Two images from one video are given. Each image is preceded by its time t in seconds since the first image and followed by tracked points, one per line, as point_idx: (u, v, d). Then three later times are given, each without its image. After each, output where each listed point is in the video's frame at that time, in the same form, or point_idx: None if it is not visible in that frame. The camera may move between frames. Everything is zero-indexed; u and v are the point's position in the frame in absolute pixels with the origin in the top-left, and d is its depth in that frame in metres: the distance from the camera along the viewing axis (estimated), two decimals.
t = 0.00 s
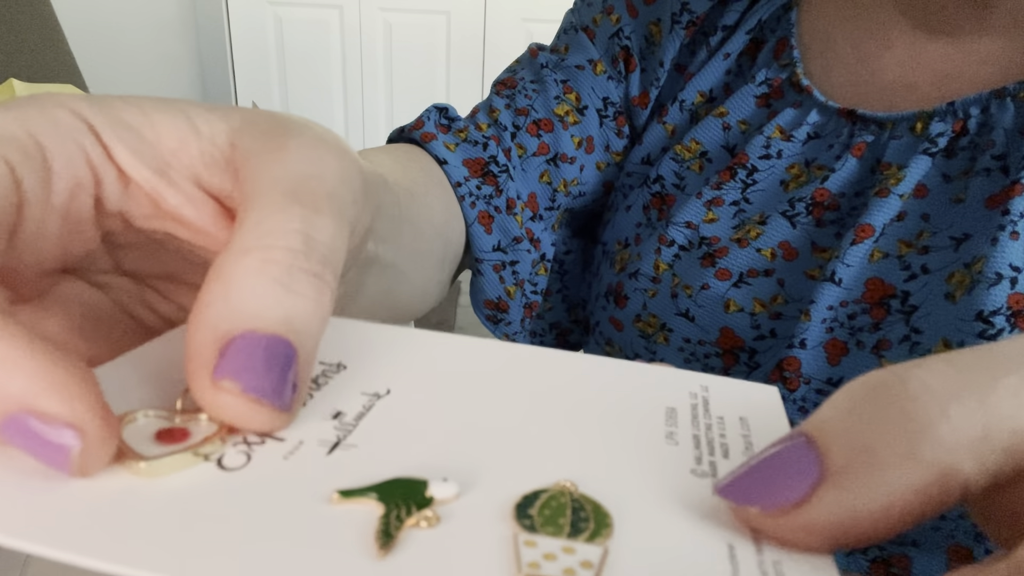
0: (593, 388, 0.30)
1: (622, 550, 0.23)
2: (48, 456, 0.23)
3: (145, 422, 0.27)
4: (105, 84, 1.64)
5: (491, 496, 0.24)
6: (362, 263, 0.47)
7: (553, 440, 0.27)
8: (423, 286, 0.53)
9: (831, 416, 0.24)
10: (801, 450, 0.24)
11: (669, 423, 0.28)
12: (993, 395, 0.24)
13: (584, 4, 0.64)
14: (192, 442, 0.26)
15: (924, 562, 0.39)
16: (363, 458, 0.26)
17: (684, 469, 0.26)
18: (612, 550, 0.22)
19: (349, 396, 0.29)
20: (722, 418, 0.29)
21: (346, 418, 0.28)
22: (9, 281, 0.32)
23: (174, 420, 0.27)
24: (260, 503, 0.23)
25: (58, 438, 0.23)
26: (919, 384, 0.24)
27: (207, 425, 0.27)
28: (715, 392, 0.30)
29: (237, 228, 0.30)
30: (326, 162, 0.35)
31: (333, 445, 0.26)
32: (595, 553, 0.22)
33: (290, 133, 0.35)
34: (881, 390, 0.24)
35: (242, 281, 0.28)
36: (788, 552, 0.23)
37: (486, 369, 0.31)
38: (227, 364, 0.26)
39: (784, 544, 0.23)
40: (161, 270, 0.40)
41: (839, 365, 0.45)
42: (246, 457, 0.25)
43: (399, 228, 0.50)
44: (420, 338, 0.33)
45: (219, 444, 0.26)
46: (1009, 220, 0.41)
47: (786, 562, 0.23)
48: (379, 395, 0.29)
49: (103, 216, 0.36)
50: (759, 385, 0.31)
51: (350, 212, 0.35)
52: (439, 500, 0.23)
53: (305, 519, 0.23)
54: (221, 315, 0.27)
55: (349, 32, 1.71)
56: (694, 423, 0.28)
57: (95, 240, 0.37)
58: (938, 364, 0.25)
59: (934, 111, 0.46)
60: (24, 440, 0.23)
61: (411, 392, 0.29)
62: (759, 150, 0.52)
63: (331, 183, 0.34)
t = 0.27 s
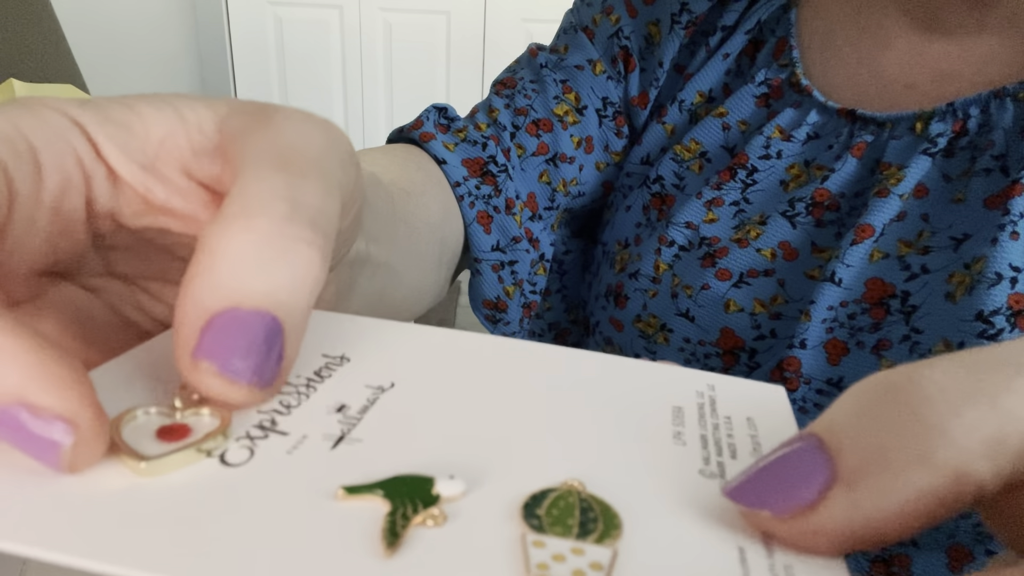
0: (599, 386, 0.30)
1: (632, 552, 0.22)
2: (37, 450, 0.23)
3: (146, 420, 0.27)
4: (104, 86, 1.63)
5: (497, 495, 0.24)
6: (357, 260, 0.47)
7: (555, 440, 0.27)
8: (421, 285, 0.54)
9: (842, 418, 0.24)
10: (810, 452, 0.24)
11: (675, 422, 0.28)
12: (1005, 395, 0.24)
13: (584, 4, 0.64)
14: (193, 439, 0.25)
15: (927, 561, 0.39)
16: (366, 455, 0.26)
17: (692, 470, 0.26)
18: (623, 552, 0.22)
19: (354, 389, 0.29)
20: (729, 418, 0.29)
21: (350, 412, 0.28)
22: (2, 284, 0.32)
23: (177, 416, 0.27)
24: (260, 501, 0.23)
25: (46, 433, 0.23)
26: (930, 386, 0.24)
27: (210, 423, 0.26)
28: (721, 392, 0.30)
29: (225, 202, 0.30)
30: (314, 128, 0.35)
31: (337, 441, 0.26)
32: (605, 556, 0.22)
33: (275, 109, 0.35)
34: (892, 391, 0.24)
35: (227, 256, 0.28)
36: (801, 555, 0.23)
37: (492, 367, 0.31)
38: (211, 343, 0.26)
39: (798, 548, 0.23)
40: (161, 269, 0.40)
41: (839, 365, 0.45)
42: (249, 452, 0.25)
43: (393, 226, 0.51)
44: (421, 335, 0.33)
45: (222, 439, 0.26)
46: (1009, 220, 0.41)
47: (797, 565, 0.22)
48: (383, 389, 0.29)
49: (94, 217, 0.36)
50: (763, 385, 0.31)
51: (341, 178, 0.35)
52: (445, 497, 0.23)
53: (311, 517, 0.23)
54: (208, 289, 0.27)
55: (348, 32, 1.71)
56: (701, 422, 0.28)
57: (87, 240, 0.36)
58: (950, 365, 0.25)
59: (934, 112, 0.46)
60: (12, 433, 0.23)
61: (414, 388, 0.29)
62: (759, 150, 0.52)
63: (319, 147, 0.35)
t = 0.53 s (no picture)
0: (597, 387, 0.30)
1: (627, 556, 0.22)
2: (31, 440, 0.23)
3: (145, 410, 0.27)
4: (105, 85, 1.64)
5: (494, 497, 0.24)
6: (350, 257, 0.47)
7: (553, 441, 0.27)
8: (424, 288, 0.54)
9: (835, 425, 0.24)
10: (804, 458, 0.24)
11: (672, 427, 0.28)
12: (996, 402, 0.24)
13: (584, 5, 0.64)
14: (188, 431, 0.25)
15: (926, 561, 0.39)
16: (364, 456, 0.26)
17: (687, 474, 0.26)
18: (617, 557, 0.22)
19: (352, 385, 0.29)
20: (725, 423, 0.29)
21: (347, 408, 0.28)
22: None
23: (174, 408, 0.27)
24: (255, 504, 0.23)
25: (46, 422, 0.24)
26: (923, 395, 0.24)
27: (206, 415, 0.26)
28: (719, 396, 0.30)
29: (218, 196, 0.30)
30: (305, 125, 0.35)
31: (334, 436, 0.26)
32: (599, 561, 0.22)
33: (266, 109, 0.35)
34: (884, 401, 0.24)
35: (227, 256, 0.28)
36: (796, 561, 0.23)
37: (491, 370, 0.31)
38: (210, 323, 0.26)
39: (794, 557, 0.23)
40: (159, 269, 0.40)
41: (839, 365, 0.45)
42: (246, 444, 0.25)
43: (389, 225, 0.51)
44: (420, 334, 0.33)
45: (218, 430, 0.26)
46: (1009, 220, 0.41)
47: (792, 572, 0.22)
48: (381, 386, 0.29)
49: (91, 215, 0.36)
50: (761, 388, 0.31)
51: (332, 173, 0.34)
52: (441, 497, 0.23)
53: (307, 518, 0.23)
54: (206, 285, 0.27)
55: (348, 32, 1.71)
56: (697, 427, 0.28)
57: (80, 231, 0.37)
58: (942, 372, 0.25)
59: (934, 112, 0.46)
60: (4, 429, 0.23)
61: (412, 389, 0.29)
62: (759, 151, 0.52)
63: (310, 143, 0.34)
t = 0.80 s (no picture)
0: (597, 391, 0.30)
1: (627, 563, 0.22)
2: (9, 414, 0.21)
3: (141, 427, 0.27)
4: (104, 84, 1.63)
5: (493, 503, 0.24)
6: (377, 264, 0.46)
7: (552, 445, 0.27)
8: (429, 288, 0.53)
9: (836, 434, 0.24)
10: (804, 467, 0.24)
11: (674, 430, 0.28)
12: (998, 409, 0.24)
13: (584, 5, 0.64)
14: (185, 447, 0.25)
15: (927, 562, 0.39)
16: (364, 459, 0.26)
17: (689, 480, 0.26)
18: (619, 564, 0.22)
19: (351, 394, 0.29)
20: (726, 426, 0.29)
21: (347, 417, 0.28)
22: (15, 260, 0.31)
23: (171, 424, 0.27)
24: (256, 511, 0.23)
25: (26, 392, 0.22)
26: (926, 401, 0.24)
27: (203, 431, 0.26)
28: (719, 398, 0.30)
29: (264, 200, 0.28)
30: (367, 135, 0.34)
31: (334, 446, 0.26)
32: (600, 568, 0.22)
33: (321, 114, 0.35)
34: (887, 406, 0.24)
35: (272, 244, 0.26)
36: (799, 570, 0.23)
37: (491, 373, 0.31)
38: (269, 294, 0.25)
39: (794, 564, 0.23)
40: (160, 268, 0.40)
41: (840, 366, 0.45)
42: (244, 458, 0.25)
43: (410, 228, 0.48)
44: (420, 339, 0.33)
45: (217, 445, 0.26)
46: (1009, 221, 0.41)
47: None
48: (380, 393, 0.29)
49: (90, 215, 0.36)
50: (763, 391, 0.31)
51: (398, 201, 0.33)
52: (440, 506, 0.23)
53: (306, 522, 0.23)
54: (264, 258, 0.26)
55: (348, 32, 1.72)
56: (698, 431, 0.28)
57: (81, 232, 0.37)
58: (945, 377, 0.25)
59: (935, 112, 0.46)
60: None
61: (412, 392, 0.29)
62: (760, 151, 0.52)
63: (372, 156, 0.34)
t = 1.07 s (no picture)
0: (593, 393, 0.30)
1: (624, 564, 0.23)
2: (305, 471, 0.18)
3: (141, 426, 0.27)
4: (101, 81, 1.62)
5: (491, 504, 0.24)
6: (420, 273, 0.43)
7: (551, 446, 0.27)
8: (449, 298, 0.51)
9: (831, 430, 0.23)
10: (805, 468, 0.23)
11: (670, 430, 0.29)
12: (994, 407, 0.23)
13: (584, 4, 0.65)
14: (184, 446, 0.25)
15: (927, 562, 0.39)
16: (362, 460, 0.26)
17: (686, 479, 0.26)
18: (615, 564, 0.23)
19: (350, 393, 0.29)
20: (724, 425, 0.29)
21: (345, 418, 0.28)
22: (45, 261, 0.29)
23: (171, 423, 0.27)
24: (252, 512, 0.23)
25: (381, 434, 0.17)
26: (922, 400, 0.23)
27: (202, 430, 0.27)
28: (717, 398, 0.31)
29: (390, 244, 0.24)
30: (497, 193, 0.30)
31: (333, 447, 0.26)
32: (597, 566, 0.22)
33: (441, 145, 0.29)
34: (884, 405, 0.23)
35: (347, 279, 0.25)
36: (793, 568, 0.23)
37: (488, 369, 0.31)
38: (442, 326, 0.23)
39: (788, 562, 0.23)
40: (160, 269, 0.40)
41: (840, 365, 0.45)
42: (244, 458, 0.26)
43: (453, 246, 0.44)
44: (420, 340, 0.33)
45: (216, 444, 0.26)
46: (1009, 221, 0.41)
47: None
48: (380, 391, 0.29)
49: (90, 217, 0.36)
50: (761, 390, 0.31)
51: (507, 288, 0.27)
52: (439, 504, 0.24)
53: (305, 523, 0.23)
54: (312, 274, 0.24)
55: (348, 32, 1.72)
56: (696, 430, 0.29)
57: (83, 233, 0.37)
58: (941, 377, 0.24)
59: (935, 112, 0.46)
60: (340, 459, 0.17)
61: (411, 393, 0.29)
62: (761, 151, 0.52)
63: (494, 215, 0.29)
